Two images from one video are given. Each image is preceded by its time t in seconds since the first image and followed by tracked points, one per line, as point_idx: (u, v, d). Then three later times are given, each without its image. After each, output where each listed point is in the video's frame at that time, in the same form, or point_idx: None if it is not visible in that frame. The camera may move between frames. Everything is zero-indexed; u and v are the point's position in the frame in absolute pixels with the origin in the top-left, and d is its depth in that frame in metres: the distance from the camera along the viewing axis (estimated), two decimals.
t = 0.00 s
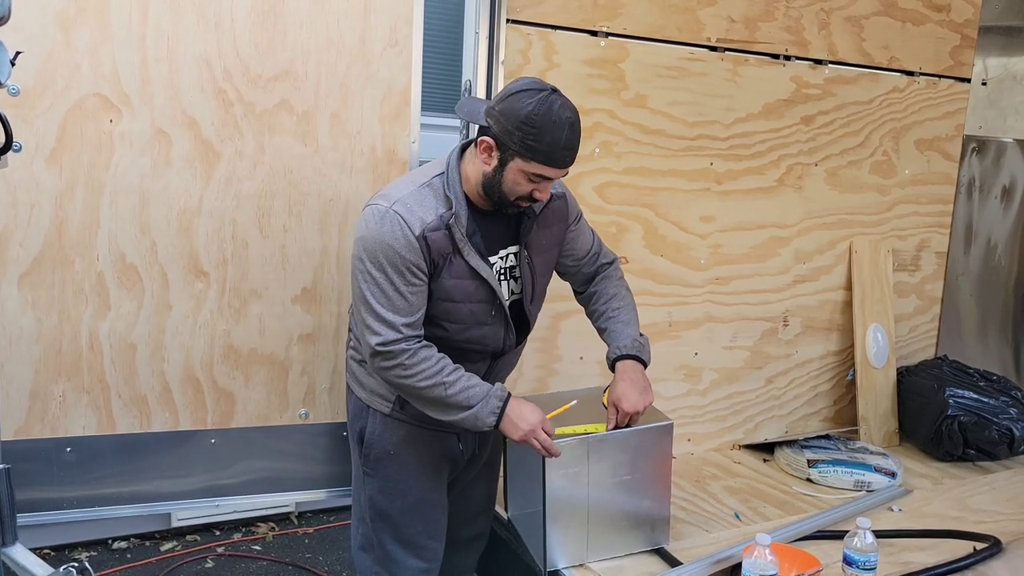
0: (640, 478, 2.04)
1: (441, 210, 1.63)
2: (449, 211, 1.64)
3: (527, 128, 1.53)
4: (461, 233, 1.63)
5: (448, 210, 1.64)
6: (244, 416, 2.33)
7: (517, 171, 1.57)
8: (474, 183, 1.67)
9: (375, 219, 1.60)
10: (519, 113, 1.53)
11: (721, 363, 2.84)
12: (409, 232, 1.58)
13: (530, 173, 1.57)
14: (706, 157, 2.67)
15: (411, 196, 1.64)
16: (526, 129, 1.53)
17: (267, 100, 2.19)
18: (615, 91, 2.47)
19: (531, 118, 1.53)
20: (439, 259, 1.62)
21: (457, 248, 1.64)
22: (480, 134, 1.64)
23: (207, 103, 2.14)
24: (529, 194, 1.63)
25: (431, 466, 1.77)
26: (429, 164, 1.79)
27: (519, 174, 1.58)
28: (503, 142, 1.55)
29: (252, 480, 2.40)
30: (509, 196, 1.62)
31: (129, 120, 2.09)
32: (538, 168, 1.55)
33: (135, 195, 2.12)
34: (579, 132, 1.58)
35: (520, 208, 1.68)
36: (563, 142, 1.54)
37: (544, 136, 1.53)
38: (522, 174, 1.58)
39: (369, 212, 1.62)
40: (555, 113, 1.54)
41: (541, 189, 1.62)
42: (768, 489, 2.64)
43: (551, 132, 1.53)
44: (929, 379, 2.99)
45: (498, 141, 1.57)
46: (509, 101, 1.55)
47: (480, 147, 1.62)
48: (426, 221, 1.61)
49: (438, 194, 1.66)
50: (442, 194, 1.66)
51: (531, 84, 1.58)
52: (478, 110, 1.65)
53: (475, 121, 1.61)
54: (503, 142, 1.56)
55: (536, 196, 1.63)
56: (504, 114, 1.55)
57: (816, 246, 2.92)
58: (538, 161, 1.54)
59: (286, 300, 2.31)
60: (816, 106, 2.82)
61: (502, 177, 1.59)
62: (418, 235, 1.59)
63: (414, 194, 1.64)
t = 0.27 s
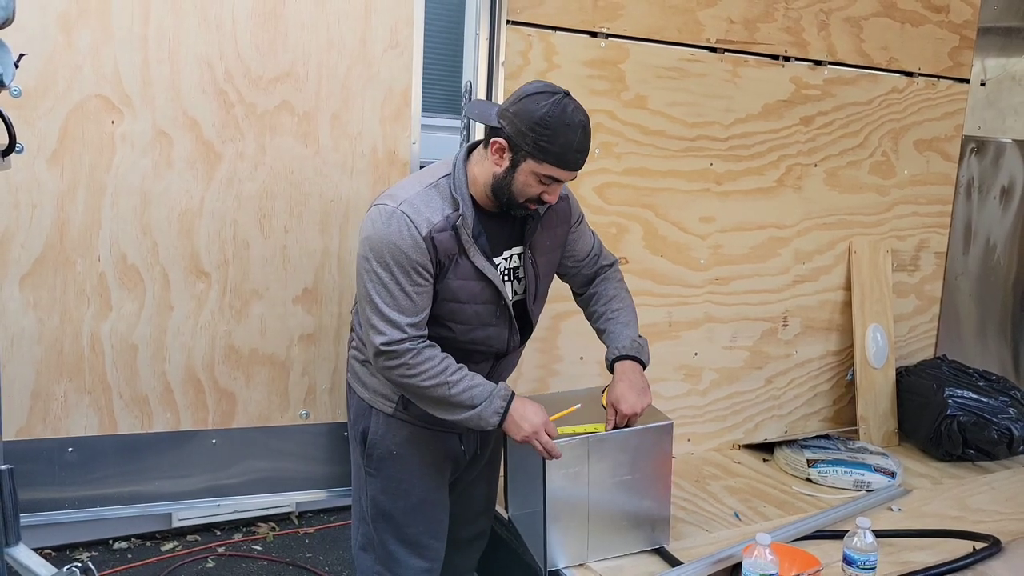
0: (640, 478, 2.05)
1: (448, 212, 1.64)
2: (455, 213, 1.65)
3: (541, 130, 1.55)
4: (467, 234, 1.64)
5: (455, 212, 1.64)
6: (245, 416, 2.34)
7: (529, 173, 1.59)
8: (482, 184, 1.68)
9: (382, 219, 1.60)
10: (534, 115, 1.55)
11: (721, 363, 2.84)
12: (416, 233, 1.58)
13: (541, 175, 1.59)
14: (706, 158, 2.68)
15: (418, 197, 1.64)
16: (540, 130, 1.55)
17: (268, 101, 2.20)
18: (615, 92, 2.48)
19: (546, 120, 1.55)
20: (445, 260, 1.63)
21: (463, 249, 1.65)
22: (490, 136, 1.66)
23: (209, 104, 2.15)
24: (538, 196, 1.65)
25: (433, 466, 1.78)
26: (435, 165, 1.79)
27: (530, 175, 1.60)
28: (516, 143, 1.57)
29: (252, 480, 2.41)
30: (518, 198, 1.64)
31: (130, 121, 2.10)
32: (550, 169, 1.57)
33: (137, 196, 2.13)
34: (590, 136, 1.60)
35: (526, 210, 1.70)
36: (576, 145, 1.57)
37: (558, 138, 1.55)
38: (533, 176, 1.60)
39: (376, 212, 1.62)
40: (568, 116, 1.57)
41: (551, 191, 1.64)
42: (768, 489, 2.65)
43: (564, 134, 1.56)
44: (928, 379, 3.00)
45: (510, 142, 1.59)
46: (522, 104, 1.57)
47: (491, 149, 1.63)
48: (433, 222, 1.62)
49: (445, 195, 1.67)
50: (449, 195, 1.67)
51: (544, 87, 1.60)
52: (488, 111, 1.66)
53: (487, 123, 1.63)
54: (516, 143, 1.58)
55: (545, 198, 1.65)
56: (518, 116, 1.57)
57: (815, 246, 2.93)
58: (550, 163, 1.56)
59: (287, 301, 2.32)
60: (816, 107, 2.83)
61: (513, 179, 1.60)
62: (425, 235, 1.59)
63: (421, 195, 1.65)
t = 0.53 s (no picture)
0: (640, 478, 2.05)
1: (454, 210, 1.65)
2: (461, 211, 1.66)
3: (552, 141, 1.56)
4: (473, 233, 1.65)
5: (461, 210, 1.65)
6: (246, 417, 2.34)
7: (537, 181, 1.61)
8: (488, 187, 1.69)
9: (387, 214, 1.61)
10: (546, 126, 1.56)
11: (721, 364, 2.85)
12: (421, 229, 1.59)
13: (548, 183, 1.62)
14: (706, 159, 2.68)
15: (424, 194, 1.66)
16: (551, 141, 1.57)
17: (269, 103, 2.20)
18: (615, 93, 2.49)
19: (557, 132, 1.56)
20: (449, 257, 1.64)
21: (468, 248, 1.66)
22: (498, 141, 1.66)
23: (210, 105, 2.15)
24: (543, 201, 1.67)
25: (435, 465, 1.78)
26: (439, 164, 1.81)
27: (537, 183, 1.62)
28: (526, 152, 1.58)
29: (253, 480, 2.41)
30: (524, 203, 1.67)
31: (131, 122, 2.10)
32: (558, 178, 1.60)
33: (138, 197, 2.13)
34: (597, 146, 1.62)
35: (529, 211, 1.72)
36: (584, 155, 1.59)
37: (568, 149, 1.57)
38: (541, 184, 1.62)
39: (381, 208, 1.63)
40: (579, 127, 1.58)
41: (556, 198, 1.66)
42: (768, 489, 2.65)
43: (574, 145, 1.57)
44: (927, 379, 3.01)
45: (521, 150, 1.60)
46: (534, 114, 1.58)
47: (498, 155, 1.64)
48: (438, 219, 1.63)
49: (450, 192, 1.68)
50: (455, 193, 1.68)
51: (554, 96, 1.61)
52: (496, 116, 1.67)
53: (496, 129, 1.63)
54: (526, 152, 1.59)
55: (550, 204, 1.67)
56: (529, 125, 1.58)
57: (815, 247, 2.94)
58: (559, 173, 1.58)
59: (288, 301, 2.32)
60: (815, 108, 2.84)
61: (521, 185, 1.62)
62: (431, 232, 1.61)
63: (427, 192, 1.66)
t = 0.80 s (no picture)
0: (640, 479, 2.05)
1: (456, 196, 1.70)
2: (464, 197, 1.70)
3: (553, 131, 1.62)
4: (474, 219, 1.70)
5: (463, 197, 1.70)
6: (246, 417, 2.34)
7: (536, 170, 1.66)
8: (488, 177, 1.73)
9: (393, 199, 1.65)
10: (547, 116, 1.62)
11: (720, 364, 2.85)
12: (427, 213, 1.64)
13: (547, 172, 1.67)
14: (705, 159, 2.68)
15: (428, 180, 1.70)
16: (551, 132, 1.62)
17: (269, 103, 2.20)
18: (615, 94, 2.49)
19: (558, 122, 1.62)
20: (452, 241, 1.68)
21: (470, 232, 1.70)
22: (497, 132, 1.71)
23: (209, 105, 2.15)
24: (540, 191, 1.72)
25: (423, 459, 1.80)
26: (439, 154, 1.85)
27: (535, 173, 1.67)
28: (527, 141, 1.63)
29: (253, 480, 2.40)
30: (521, 193, 1.71)
31: (131, 123, 2.10)
32: (557, 168, 1.65)
33: (138, 197, 2.13)
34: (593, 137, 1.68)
35: (527, 203, 1.77)
36: (583, 144, 1.65)
37: (567, 139, 1.63)
38: (538, 173, 1.67)
39: (387, 193, 1.67)
40: (577, 118, 1.64)
41: (552, 188, 1.72)
42: (768, 490, 2.65)
43: (573, 135, 1.63)
44: (927, 380, 3.01)
45: (521, 139, 1.64)
46: (535, 104, 1.63)
47: (499, 145, 1.69)
48: (442, 205, 1.67)
49: (453, 179, 1.72)
50: (457, 180, 1.73)
51: (554, 89, 1.66)
52: (497, 109, 1.72)
53: (496, 120, 1.68)
54: (526, 142, 1.64)
55: (547, 194, 1.72)
56: (531, 116, 1.63)
57: (815, 248, 2.94)
58: (558, 162, 1.64)
59: (288, 302, 2.32)
60: (815, 109, 2.84)
61: (521, 175, 1.67)
62: (436, 217, 1.65)
63: (431, 178, 1.70)
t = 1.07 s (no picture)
0: (639, 479, 2.05)
1: (455, 182, 1.73)
2: (462, 183, 1.73)
3: (562, 118, 1.69)
4: (473, 203, 1.73)
5: (461, 182, 1.73)
6: (245, 417, 2.34)
7: (544, 157, 1.73)
8: (489, 168, 1.76)
9: (394, 185, 1.67)
10: (557, 103, 1.69)
11: (720, 364, 2.85)
12: (429, 196, 1.67)
13: (553, 159, 1.74)
14: (705, 159, 2.68)
15: (426, 167, 1.73)
16: (559, 118, 1.69)
17: (268, 103, 2.20)
18: (615, 94, 2.48)
19: (566, 109, 1.70)
20: (452, 225, 1.71)
21: (470, 217, 1.73)
22: (499, 123, 1.74)
23: (209, 105, 2.15)
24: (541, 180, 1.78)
25: (421, 459, 1.80)
26: (430, 151, 1.88)
27: (542, 161, 1.73)
28: (537, 129, 1.69)
29: (252, 479, 2.39)
30: (526, 182, 1.76)
31: (130, 123, 2.10)
32: (564, 154, 1.73)
33: (137, 197, 2.13)
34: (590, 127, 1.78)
35: (525, 192, 1.81)
36: (585, 130, 1.74)
37: (574, 126, 1.71)
38: (545, 161, 1.74)
39: (386, 181, 1.69)
40: (580, 106, 1.73)
41: (552, 176, 1.78)
42: (768, 490, 2.65)
43: (578, 122, 1.72)
44: (927, 380, 3.01)
45: (530, 127, 1.70)
46: (542, 93, 1.70)
47: (504, 134, 1.73)
48: (441, 190, 1.70)
49: (449, 167, 1.75)
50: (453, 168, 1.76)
51: (551, 79, 1.74)
52: (494, 99, 1.76)
53: (500, 109, 1.71)
54: (535, 129, 1.69)
55: (547, 182, 1.79)
56: (540, 104, 1.69)
57: (814, 248, 2.94)
58: (566, 148, 1.72)
59: (287, 302, 2.32)
60: (815, 109, 2.83)
61: (529, 163, 1.72)
62: (437, 200, 1.68)
63: (428, 165, 1.74)
